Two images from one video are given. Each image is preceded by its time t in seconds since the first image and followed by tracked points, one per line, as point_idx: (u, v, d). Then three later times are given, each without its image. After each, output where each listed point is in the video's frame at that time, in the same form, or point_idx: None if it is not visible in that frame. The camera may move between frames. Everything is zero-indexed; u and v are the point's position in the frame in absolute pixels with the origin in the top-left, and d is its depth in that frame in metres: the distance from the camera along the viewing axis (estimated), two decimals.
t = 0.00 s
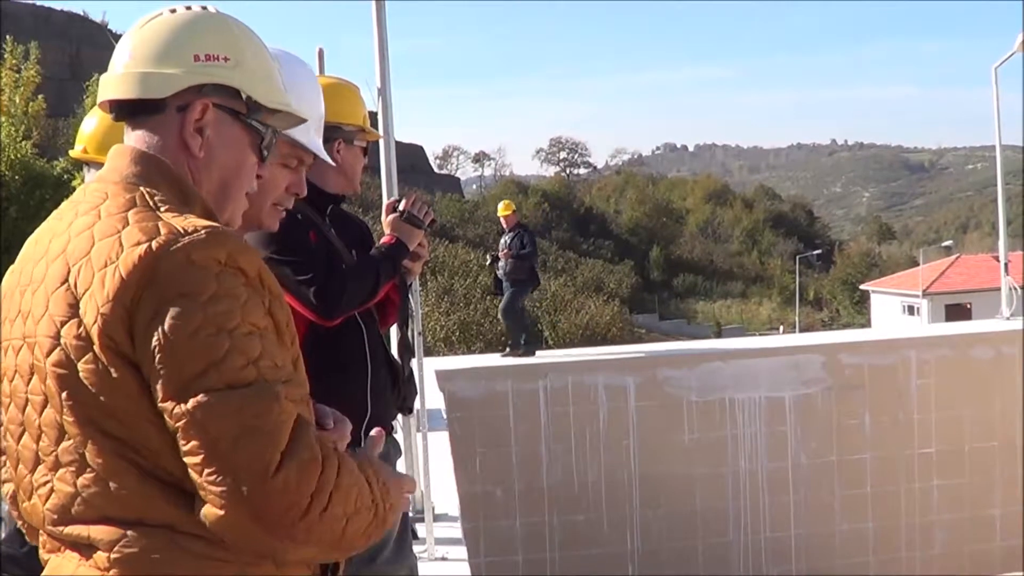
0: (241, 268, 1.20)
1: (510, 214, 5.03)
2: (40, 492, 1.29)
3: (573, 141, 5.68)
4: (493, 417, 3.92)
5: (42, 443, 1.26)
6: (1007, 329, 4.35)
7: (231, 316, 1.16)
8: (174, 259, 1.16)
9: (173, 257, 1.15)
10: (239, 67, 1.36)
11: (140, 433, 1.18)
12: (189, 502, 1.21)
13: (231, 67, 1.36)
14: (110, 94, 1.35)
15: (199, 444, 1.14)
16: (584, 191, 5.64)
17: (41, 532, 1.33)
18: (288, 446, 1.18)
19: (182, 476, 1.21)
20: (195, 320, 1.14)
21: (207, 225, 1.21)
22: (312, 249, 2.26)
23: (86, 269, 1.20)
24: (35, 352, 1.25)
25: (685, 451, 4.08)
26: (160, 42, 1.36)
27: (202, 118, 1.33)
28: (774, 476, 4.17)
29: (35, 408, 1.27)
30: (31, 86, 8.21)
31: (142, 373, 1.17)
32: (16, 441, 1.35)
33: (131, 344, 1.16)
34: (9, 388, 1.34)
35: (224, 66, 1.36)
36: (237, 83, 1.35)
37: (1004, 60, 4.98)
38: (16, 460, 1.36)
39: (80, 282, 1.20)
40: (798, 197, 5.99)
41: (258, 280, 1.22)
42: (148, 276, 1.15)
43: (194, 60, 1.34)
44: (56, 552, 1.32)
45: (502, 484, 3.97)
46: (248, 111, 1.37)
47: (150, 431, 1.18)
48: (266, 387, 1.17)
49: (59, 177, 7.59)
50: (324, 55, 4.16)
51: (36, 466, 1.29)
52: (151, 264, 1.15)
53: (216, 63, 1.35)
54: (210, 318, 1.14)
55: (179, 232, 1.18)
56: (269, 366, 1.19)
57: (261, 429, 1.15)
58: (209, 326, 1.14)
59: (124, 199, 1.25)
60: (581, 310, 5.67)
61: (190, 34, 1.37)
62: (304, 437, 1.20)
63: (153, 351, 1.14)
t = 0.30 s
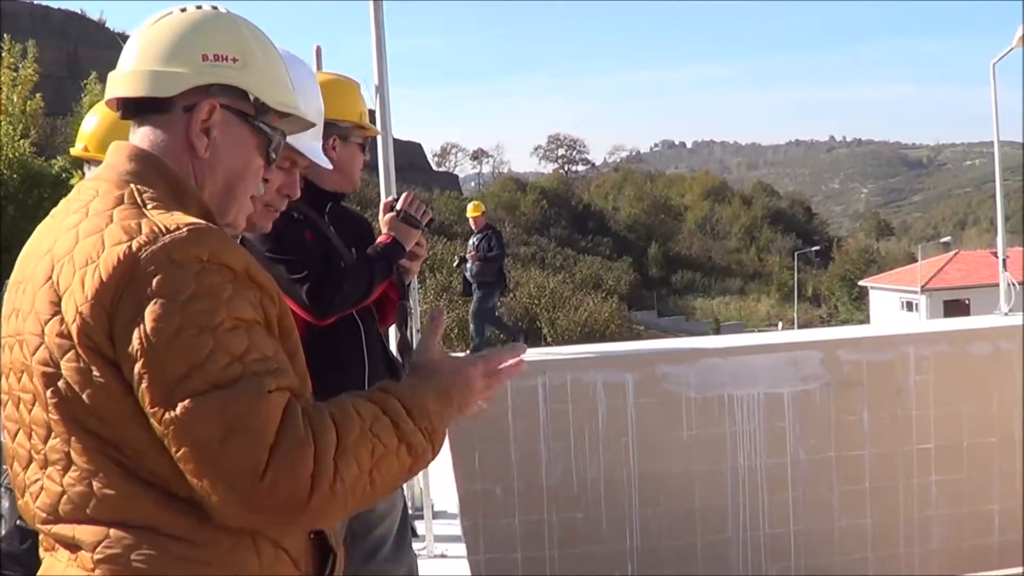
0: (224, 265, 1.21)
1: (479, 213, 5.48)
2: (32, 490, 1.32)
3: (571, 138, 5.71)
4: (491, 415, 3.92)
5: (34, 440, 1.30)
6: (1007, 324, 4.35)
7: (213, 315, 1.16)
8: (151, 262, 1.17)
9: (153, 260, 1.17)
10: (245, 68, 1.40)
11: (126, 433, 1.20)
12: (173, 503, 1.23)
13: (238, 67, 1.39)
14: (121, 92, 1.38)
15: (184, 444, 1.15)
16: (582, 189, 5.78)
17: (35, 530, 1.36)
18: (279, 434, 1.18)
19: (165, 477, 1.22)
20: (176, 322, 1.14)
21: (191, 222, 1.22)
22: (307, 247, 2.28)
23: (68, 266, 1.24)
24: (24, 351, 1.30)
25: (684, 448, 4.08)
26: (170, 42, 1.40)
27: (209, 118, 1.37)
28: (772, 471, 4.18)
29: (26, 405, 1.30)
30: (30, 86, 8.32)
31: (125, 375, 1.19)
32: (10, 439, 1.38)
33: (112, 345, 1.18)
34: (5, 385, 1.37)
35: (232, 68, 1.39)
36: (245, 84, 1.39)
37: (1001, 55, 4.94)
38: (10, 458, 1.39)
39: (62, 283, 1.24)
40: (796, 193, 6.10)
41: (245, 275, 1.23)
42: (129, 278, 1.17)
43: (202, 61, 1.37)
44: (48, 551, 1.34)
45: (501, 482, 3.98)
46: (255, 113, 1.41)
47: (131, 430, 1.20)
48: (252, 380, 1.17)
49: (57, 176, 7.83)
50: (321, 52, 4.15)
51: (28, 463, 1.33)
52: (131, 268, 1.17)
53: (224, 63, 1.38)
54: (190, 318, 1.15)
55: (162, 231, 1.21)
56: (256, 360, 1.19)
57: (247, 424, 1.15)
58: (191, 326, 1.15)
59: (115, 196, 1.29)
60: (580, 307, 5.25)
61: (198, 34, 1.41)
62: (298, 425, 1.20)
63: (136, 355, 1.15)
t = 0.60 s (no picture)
0: (227, 262, 1.19)
1: (446, 209, 5.38)
2: (34, 487, 1.32)
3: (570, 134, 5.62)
4: (490, 412, 3.93)
5: (36, 436, 1.29)
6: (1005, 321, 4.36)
7: (213, 309, 1.14)
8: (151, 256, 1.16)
9: (154, 252, 1.15)
10: (277, 73, 1.41)
11: (126, 435, 1.19)
12: (172, 506, 1.21)
13: (271, 72, 1.40)
14: (146, 87, 1.34)
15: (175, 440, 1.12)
16: (582, 187, 5.80)
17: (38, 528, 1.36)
18: (271, 435, 1.14)
19: (165, 478, 1.21)
20: (174, 313, 1.13)
21: (196, 218, 1.21)
22: (306, 244, 2.29)
23: (72, 258, 1.23)
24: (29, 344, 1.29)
25: (684, 445, 4.08)
26: (196, 39, 1.39)
27: (240, 120, 1.37)
28: (772, 468, 4.18)
29: (29, 400, 1.30)
30: (30, 83, 8.37)
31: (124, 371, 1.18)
32: (14, 436, 1.37)
33: (111, 340, 1.17)
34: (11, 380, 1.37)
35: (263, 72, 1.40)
36: (277, 89, 1.41)
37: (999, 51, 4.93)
38: (14, 455, 1.39)
39: (66, 276, 1.23)
40: (794, 190, 6.26)
41: (250, 274, 1.21)
42: (128, 269, 1.16)
43: (237, 63, 1.37)
44: (50, 550, 1.34)
45: (500, 479, 3.98)
46: (282, 118, 1.43)
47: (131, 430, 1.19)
48: (246, 377, 1.14)
49: (56, 174, 7.84)
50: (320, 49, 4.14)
51: (31, 460, 1.32)
52: (130, 259, 1.16)
53: (258, 67, 1.39)
54: (188, 311, 1.13)
55: (167, 224, 1.19)
56: (254, 361, 1.16)
57: (237, 420, 1.12)
58: (189, 318, 1.13)
59: (125, 191, 1.27)
60: (580, 304, 5.23)
61: (226, 35, 1.41)
62: (294, 428, 1.16)
63: (131, 346, 1.14)
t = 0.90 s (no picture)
0: (218, 264, 1.28)
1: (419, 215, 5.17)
2: (30, 474, 1.42)
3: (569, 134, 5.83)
4: (491, 409, 3.93)
5: (34, 426, 1.39)
6: (1006, 318, 4.35)
7: (202, 306, 1.23)
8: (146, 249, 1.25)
9: (148, 248, 1.25)
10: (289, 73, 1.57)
11: (116, 420, 1.27)
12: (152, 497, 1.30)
13: (284, 71, 1.56)
14: (172, 83, 1.43)
15: (152, 426, 1.21)
16: (582, 184, 5.88)
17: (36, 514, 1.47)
18: (243, 439, 1.23)
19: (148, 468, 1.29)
20: (163, 304, 1.22)
21: (194, 215, 1.30)
22: (304, 244, 2.46)
23: (72, 254, 1.33)
24: (28, 340, 1.39)
25: (685, 443, 4.08)
26: (209, 39, 1.51)
27: (256, 120, 1.49)
28: (772, 465, 4.18)
29: (27, 390, 1.39)
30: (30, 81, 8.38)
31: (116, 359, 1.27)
32: (15, 424, 1.47)
33: (105, 328, 1.26)
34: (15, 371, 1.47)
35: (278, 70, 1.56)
36: (290, 88, 1.56)
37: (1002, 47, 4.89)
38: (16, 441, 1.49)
39: (66, 269, 1.33)
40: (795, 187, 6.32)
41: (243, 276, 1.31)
42: (123, 261, 1.25)
43: (256, 62, 1.52)
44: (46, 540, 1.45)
45: (501, 476, 3.98)
46: (292, 117, 1.59)
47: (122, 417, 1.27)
48: (224, 379, 1.23)
49: (56, 171, 7.84)
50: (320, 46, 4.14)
51: (28, 449, 1.42)
52: (126, 253, 1.25)
53: (274, 66, 1.54)
54: (178, 305, 1.22)
55: (166, 218, 1.28)
56: (236, 362, 1.25)
57: (209, 423, 1.20)
58: (178, 311, 1.22)
59: (131, 183, 1.35)
60: (581, 301, 5.19)
61: (241, 36, 1.54)
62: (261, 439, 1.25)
63: (121, 333, 1.23)
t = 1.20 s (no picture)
0: (116, 266, 1.29)
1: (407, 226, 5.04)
2: None
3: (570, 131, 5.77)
4: (492, 406, 3.93)
5: None
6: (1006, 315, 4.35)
7: (90, 305, 1.24)
8: (47, 247, 1.28)
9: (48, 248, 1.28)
10: (256, 70, 1.54)
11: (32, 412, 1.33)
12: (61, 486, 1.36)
13: (250, 69, 1.53)
14: (135, 86, 1.49)
15: (36, 421, 1.24)
16: (583, 181, 5.96)
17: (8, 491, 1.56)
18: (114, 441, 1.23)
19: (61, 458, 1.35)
20: (52, 303, 1.24)
21: (100, 220, 1.31)
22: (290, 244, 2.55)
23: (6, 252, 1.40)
24: None
25: (686, 439, 4.08)
26: (179, 39, 1.53)
27: (216, 118, 1.48)
28: (773, 461, 4.18)
29: None
30: (31, 78, 8.38)
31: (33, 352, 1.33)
32: None
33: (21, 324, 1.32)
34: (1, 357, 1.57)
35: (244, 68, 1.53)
36: (253, 85, 1.53)
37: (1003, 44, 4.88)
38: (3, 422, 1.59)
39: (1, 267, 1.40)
40: (796, 183, 6.23)
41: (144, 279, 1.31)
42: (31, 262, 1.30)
43: (216, 60, 1.50)
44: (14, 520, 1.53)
45: (502, 473, 3.99)
46: (261, 113, 1.54)
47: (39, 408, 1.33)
48: (102, 381, 1.23)
49: (58, 169, 7.83)
50: (321, 44, 4.14)
51: None
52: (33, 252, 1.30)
53: (236, 64, 1.52)
54: (64, 304, 1.24)
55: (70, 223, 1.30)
56: (122, 361, 1.25)
57: (78, 424, 1.21)
58: (63, 310, 1.23)
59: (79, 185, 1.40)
60: (581, 299, 5.23)
61: (213, 36, 1.55)
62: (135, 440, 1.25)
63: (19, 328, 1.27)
